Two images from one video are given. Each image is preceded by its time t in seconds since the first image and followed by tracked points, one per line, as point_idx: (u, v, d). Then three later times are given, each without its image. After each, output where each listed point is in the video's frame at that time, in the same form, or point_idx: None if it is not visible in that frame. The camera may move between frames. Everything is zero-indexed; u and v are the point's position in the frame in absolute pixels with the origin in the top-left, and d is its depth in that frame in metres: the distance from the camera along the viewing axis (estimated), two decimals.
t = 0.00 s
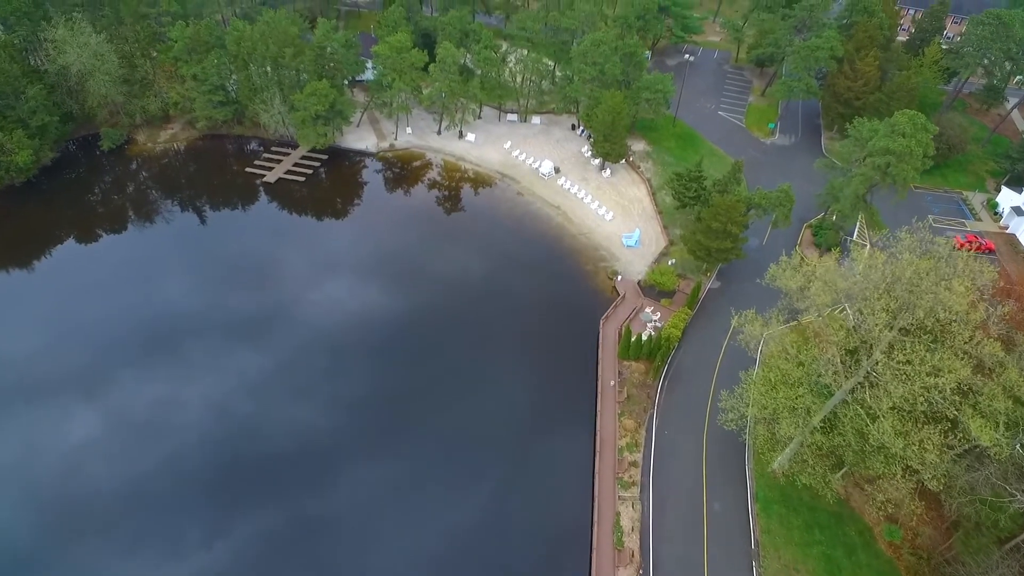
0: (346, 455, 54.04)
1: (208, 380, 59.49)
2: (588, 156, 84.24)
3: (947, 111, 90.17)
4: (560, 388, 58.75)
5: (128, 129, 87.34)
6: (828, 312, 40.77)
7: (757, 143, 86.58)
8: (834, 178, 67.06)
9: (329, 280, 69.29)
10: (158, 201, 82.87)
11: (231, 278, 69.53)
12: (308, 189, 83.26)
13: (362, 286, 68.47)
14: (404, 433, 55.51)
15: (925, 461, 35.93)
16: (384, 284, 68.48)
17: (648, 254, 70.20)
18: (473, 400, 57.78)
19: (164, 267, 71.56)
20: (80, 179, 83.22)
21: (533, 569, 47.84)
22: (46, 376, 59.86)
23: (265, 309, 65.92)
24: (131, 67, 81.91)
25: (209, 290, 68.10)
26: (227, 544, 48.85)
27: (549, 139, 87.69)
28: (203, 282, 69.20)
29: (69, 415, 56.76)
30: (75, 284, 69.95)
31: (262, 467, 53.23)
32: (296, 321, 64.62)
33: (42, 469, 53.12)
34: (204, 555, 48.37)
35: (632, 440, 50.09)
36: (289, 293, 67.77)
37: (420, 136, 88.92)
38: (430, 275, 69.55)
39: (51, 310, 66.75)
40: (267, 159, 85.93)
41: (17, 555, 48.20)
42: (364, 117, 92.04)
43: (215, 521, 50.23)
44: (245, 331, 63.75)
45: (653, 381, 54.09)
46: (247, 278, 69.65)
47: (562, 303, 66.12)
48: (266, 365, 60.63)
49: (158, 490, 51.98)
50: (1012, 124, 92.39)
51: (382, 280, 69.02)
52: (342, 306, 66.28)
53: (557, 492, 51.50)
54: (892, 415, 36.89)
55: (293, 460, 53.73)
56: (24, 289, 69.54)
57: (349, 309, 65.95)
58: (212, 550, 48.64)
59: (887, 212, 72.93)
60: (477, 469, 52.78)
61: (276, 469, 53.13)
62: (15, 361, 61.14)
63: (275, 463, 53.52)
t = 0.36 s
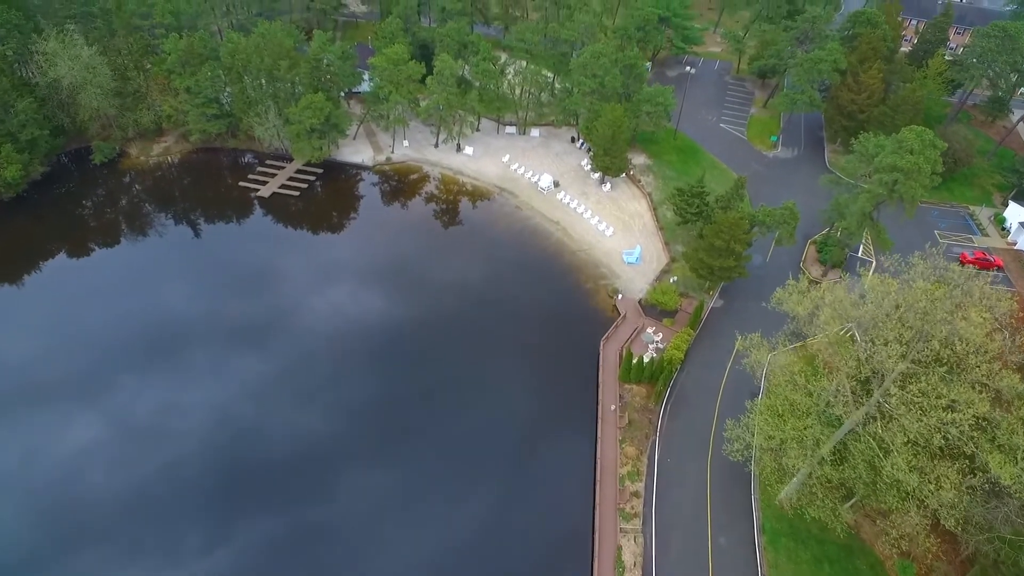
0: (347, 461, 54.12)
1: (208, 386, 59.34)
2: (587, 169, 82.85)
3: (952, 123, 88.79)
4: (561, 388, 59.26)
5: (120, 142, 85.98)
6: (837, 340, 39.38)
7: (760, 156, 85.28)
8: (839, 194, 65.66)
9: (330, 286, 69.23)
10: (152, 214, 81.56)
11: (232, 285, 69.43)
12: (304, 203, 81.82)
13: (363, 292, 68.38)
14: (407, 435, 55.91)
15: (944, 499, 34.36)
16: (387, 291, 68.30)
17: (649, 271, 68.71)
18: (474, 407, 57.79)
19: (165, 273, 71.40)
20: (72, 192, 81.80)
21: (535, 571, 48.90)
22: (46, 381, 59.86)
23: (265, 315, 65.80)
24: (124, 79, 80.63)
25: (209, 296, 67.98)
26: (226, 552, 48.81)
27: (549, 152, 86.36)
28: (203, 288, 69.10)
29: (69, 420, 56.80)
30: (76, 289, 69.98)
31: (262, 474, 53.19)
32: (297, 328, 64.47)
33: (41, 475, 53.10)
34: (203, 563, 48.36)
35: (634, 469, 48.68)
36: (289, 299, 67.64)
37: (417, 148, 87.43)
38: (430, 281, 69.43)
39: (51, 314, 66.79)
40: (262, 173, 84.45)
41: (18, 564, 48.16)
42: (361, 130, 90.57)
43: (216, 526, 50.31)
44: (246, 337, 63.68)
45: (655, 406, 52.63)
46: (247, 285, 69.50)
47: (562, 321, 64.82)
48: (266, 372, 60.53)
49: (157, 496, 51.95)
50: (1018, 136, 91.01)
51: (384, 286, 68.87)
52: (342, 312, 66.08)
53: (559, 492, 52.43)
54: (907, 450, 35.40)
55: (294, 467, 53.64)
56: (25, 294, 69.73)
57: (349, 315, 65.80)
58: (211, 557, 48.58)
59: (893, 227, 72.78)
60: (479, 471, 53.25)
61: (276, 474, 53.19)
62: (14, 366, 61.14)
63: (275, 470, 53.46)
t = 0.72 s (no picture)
0: (347, 467, 54.04)
1: (210, 393, 59.40)
2: (587, 184, 81.36)
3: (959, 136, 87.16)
4: (563, 387, 59.12)
5: (112, 156, 84.65)
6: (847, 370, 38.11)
7: (762, 169, 83.95)
8: (845, 212, 64.13)
9: (333, 292, 69.28)
10: (145, 228, 80.27)
11: (234, 291, 69.55)
12: (299, 218, 80.26)
13: (364, 298, 68.37)
14: (410, 439, 55.88)
15: (964, 542, 32.74)
16: (388, 297, 68.29)
17: (651, 289, 67.14)
18: (476, 410, 57.58)
19: (167, 279, 71.49)
20: (62, 207, 80.45)
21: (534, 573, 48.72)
22: (47, 389, 60.00)
23: (266, 322, 65.75)
24: (116, 93, 79.39)
25: (210, 302, 68.07)
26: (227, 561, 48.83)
27: (548, 165, 84.94)
28: (205, 294, 69.18)
29: (72, 428, 57.00)
30: (79, 295, 70.19)
31: (261, 480, 53.28)
32: (299, 334, 64.48)
33: (42, 483, 53.24)
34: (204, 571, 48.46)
35: (636, 500, 48.00)
36: (290, 305, 67.78)
37: (415, 162, 85.92)
38: (432, 287, 69.40)
39: (54, 320, 67.02)
40: (255, 188, 82.82)
41: (19, 568, 48.57)
42: (357, 143, 89.04)
43: (217, 535, 50.29)
44: (248, 343, 63.75)
45: (658, 434, 51.91)
46: (248, 290, 69.68)
47: (562, 340, 63.33)
48: (267, 377, 60.59)
49: (158, 504, 52.02)
50: None
51: (386, 292, 68.94)
52: (342, 318, 66.05)
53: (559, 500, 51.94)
54: (924, 489, 33.87)
55: (292, 474, 53.64)
56: (29, 299, 70.03)
57: (350, 321, 65.76)
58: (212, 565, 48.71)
59: (901, 245, 70.94)
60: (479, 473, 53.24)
61: (277, 482, 53.16)
62: (16, 374, 61.26)
63: (275, 477, 53.47)
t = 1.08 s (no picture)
0: (347, 470, 53.58)
1: (211, 398, 58.87)
2: (587, 198, 79.99)
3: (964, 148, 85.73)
4: (566, 391, 58.90)
5: (104, 170, 83.27)
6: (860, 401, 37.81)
7: (765, 182, 82.61)
8: (851, 227, 62.72)
9: (334, 297, 69.21)
10: (139, 241, 78.83)
11: (236, 297, 69.29)
12: (294, 232, 78.74)
13: (365, 303, 68.24)
14: (411, 442, 55.42)
15: None
16: (389, 302, 68.19)
17: (653, 307, 65.60)
18: (477, 413, 57.34)
19: (168, 286, 71.15)
20: (52, 222, 78.88)
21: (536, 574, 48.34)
22: (46, 394, 59.32)
23: (267, 329, 65.35)
24: (108, 106, 78.18)
25: (211, 308, 67.74)
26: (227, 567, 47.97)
27: (547, 178, 83.65)
28: (206, 300, 68.85)
29: (72, 434, 56.25)
30: (80, 301, 69.74)
31: (262, 485, 52.59)
32: (300, 340, 64.10)
33: (40, 489, 52.50)
34: None
35: (638, 530, 46.86)
36: (291, 311, 67.56)
37: (412, 176, 84.53)
38: (433, 293, 69.22)
39: (55, 325, 66.46)
40: (249, 203, 81.33)
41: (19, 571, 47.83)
42: (354, 155, 87.75)
43: (216, 541, 49.43)
44: (249, 349, 63.24)
45: (660, 460, 50.74)
46: (249, 296, 69.53)
47: (563, 358, 61.78)
48: (268, 383, 60.10)
49: (158, 509, 51.22)
50: None
51: (387, 297, 68.89)
52: (343, 323, 65.87)
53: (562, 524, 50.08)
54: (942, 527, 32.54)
55: (293, 479, 52.97)
56: (30, 305, 69.47)
57: (349, 326, 65.52)
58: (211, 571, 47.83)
59: (908, 265, 69.12)
60: (481, 477, 52.75)
61: (276, 488, 52.41)
62: (15, 380, 60.56)
63: (274, 482, 52.77)
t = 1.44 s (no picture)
0: (348, 476, 52.84)
1: (212, 404, 58.03)
2: (587, 214, 78.35)
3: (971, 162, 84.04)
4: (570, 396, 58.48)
5: (94, 186, 81.66)
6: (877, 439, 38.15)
7: (769, 197, 80.95)
8: (858, 246, 60.92)
9: (334, 304, 68.70)
10: (131, 256, 77.17)
11: (237, 304, 68.65)
12: (287, 249, 76.92)
13: (365, 310, 67.66)
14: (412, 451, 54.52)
15: None
16: (389, 309, 67.58)
17: (654, 328, 63.88)
18: (480, 418, 56.87)
19: (170, 293, 70.58)
20: (40, 239, 77.10)
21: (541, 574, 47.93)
22: (46, 399, 58.59)
23: (267, 336, 64.60)
24: (98, 121, 76.74)
25: (213, 314, 67.05)
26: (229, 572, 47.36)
27: (546, 193, 82.05)
28: (207, 307, 68.21)
29: (72, 440, 55.36)
30: (82, 308, 69.11)
31: (262, 492, 51.80)
32: (300, 347, 63.28)
33: (40, 494, 51.77)
34: None
35: (641, 567, 45.36)
36: (291, 318, 66.87)
37: (408, 191, 82.87)
38: (434, 300, 68.65)
39: (57, 331, 65.81)
40: (242, 219, 79.67)
41: None
42: (350, 170, 86.23)
43: (216, 548, 48.64)
44: (248, 355, 62.38)
45: (663, 492, 49.22)
46: (251, 302, 68.99)
47: (563, 379, 60.03)
48: (268, 389, 59.23)
49: (159, 516, 50.48)
50: None
51: (387, 304, 68.35)
52: (343, 330, 65.12)
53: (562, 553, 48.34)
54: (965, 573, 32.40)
55: (295, 487, 52.21)
56: (31, 312, 68.80)
57: (349, 333, 64.78)
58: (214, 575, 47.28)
59: (918, 285, 67.26)
60: (484, 486, 51.91)
61: (275, 496, 51.59)
62: (15, 385, 59.82)
63: (274, 490, 51.94)
